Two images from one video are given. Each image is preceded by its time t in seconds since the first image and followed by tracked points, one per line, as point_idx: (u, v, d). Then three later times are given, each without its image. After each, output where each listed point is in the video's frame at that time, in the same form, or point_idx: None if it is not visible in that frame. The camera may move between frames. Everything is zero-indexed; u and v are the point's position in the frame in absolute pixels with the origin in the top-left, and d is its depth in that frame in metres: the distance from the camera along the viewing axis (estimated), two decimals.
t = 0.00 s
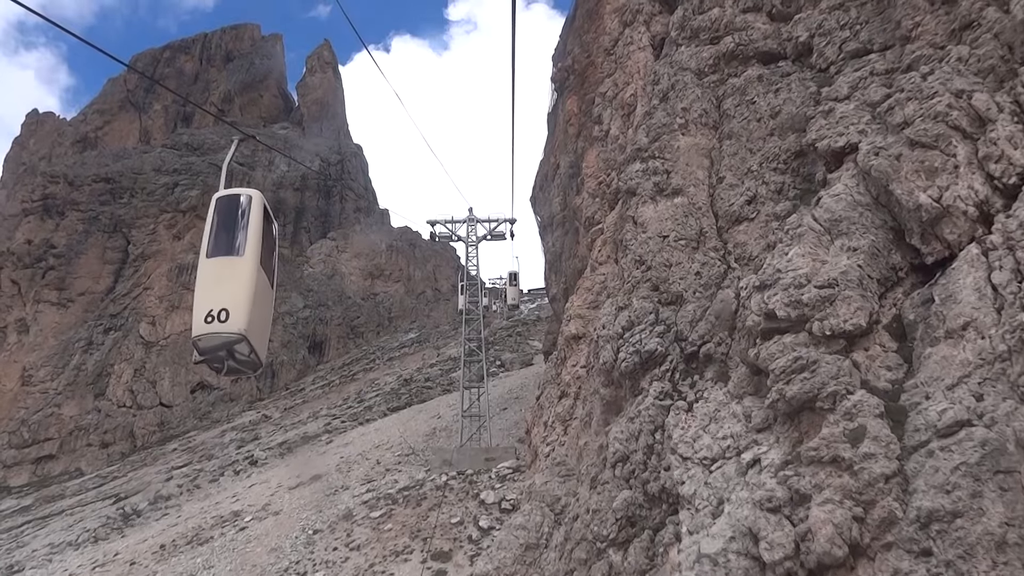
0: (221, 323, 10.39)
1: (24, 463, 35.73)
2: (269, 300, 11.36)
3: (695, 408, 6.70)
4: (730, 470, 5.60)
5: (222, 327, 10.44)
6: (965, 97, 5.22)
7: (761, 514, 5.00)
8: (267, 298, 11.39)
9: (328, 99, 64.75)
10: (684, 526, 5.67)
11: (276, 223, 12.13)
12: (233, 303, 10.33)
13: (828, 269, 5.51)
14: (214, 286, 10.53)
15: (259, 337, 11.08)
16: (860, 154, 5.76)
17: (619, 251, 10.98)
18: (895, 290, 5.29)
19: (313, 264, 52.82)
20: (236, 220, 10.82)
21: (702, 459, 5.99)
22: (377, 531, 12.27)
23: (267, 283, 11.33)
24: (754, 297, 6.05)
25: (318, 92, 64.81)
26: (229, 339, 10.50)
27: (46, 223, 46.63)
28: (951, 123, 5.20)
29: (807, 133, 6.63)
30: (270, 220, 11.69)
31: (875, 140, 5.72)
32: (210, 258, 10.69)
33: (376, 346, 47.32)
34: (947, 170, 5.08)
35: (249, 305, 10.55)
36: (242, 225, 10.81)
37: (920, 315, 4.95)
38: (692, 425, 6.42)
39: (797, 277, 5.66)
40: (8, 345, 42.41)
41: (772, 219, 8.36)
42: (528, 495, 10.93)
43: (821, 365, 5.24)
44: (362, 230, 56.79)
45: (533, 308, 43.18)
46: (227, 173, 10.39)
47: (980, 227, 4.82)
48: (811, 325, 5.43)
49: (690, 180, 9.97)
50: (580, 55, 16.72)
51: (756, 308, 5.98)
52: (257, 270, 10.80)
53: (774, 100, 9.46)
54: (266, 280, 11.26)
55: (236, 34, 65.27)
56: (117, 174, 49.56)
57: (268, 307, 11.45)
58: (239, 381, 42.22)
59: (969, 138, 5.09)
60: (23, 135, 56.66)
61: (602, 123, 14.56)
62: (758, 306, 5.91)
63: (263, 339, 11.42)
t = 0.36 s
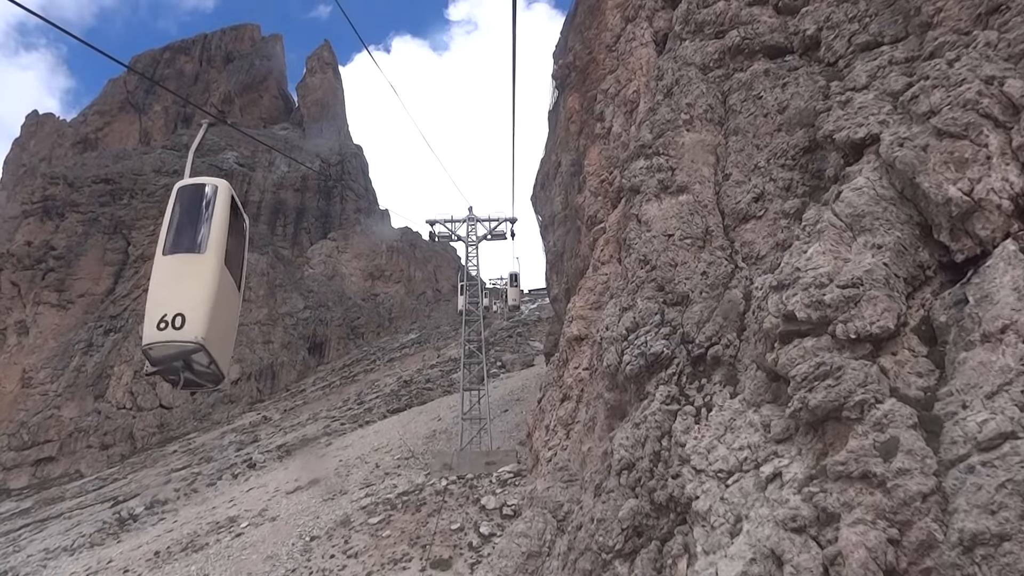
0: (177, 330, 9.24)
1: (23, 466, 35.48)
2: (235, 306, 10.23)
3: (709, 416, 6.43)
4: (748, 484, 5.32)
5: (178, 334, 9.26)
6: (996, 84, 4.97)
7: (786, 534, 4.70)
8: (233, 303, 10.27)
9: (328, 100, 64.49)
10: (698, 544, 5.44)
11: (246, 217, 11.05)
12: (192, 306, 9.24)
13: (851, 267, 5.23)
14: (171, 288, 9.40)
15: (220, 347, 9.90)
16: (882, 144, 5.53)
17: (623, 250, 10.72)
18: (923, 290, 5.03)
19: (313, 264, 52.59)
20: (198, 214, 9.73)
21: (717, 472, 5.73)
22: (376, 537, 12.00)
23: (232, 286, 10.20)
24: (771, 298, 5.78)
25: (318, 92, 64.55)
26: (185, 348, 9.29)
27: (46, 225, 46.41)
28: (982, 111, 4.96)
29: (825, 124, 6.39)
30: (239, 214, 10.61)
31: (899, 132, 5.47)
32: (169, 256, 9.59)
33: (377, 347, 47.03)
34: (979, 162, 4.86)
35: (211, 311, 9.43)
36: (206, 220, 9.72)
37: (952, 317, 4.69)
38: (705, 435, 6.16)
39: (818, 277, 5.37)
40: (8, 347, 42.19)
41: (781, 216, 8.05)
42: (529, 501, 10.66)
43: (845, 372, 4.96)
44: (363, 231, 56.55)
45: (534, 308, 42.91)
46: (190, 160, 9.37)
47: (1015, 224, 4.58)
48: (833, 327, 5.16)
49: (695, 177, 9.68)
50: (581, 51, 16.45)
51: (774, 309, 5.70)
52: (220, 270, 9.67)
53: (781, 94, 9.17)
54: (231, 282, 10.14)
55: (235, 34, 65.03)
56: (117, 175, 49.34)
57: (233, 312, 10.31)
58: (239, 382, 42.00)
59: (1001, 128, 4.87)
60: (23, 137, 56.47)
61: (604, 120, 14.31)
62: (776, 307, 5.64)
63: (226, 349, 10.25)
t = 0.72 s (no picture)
0: (119, 335, 8.61)
1: (22, 465, 35.15)
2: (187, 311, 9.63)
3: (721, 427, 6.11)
4: (766, 502, 5.02)
5: (119, 340, 8.61)
6: None
7: (812, 559, 4.36)
8: (187, 308, 9.66)
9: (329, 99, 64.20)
10: (713, 567, 5.11)
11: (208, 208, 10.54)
12: (135, 309, 8.64)
13: (877, 268, 4.94)
14: (113, 291, 8.78)
15: (170, 353, 9.27)
16: (908, 136, 5.27)
17: (626, 250, 10.45)
18: (954, 292, 4.79)
19: (313, 264, 52.33)
20: (148, 208, 9.17)
21: (731, 488, 5.41)
22: (372, 542, 11.71)
23: (186, 285, 9.64)
24: (790, 300, 5.48)
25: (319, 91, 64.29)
26: (126, 356, 8.66)
27: (46, 224, 46.14)
28: (1017, 100, 4.69)
29: (843, 115, 6.13)
30: (199, 204, 10.09)
31: (925, 124, 5.20)
32: (113, 255, 8.99)
33: (376, 347, 46.72)
34: (1015, 155, 4.58)
35: (158, 316, 8.82)
36: (156, 216, 9.15)
37: (988, 323, 4.44)
38: (719, 448, 5.83)
39: (841, 277, 5.06)
40: (8, 346, 41.92)
41: (789, 215, 7.76)
42: (528, 506, 10.38)
43: (873, 381, 4.63)
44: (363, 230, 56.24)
45: (535, 308, 42.59)
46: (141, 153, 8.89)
47: None
48: (858, 333, 4.85)
49: (701, 175, 9.39)
50: (583, 48, 16.17)
51: (792, 312, 5.40)
52: (170, 269, 9.11)
53: (789, 90, 8.83)
54: (185, 281, 9.58)
55: (236, 33, 64.75)
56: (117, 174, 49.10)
57: (186, 315, 9.71)
58: (238, 382, 41.75)
59: None
60: (23, 136, 56.26)
61: (607, 117, 14.02)
62: (796, 309, 5.34)
63: (177, 358, 9.60)
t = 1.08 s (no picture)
0: (39, 344, 6.47)
1: (20, 464, 34.76)
2: (134, 315, 7.52)
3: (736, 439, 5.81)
4: (784, 521, 4.75)
5: (36, 351, 6.45)
6: None
7: None
8: (135, 310, 7.57)
9: (328, 97, 63.91)
10: None
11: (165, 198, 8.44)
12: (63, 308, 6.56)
13: (907, 267, 4.66)
14: (35, 288, 6.68)
15: (109, 367, 7.11)
16: (936, 126, 5.05)
17: (629, 248, 10.17)
18: (988, 292, 4.51)
19: (313, 263, 52.06)
20: (87, 189, 7.16)
21: (749, 505, 5.08)
22: (368, 547, 11.45)
23: (131, 285, 7.47)
24: (811, 301, 5.21)
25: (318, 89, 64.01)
26: (47, 371, 6.51)
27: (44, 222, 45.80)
28: None
29: (863, 106, 5.93)
30: (150, 192, 7.99)
31: (956, 112, 4.93)
32: (37, 246, 6.93)
33: (376, 346, 46.48)
34: None
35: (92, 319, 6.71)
36: (97, 197, 7.13)
37: None
38: (734, 462, 5.49)
39: (868, 278, 4.79)
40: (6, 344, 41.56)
41: (798, 212, 7.46)
42: (528, 512, 10.12)
43: (906, 390, 4.32)
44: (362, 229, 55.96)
45: (535, 307, 42.36)
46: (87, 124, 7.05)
47: None
48: (887, 337, 4.57)
49: (705, 171, 9.11)
50: (584, 42, 15.90)
51: (814, 314, 5.15)
52: (113, 263, 7.05)
53: (796, 84, 8.50)
54: (129, 280, 7.42)
55: (235, 31, 64.45)
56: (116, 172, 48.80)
57: (133, 321, 7.57)
58: (237, 381, 41.52)
59: None
60: (22, 134, 55.95)
61: (608, 113, 13.73)
62: (818, 310, 5.09)
63: (120, 374, 7.46)
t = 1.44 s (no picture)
0: None
1: (18, 460, 34.45)
2: (60, 315, 5.29)
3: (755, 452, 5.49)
4: (809, 544, 4.46)
5: None
6: None
7: None
8: (60, 312, 5.33)
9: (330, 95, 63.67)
10: None
11: (102, 178, 6.41)
12: None
13: (944, 269, 4.40)
14: None
15: (15, 398, 4.81)
16: (969, 117, 4.81)
17: (633, 247, 9.90)
18: None
19: (314, 260, 51.78)
20: None
21: (768, 528, 4.79)
22: (363, 551, 11.18)
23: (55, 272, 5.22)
24: (837, 305, 4.98)
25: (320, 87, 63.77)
26: None
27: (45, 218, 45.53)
28: None
29: (887, 97, 5.70)
30: (84, 167, 5.92)
31: (991, 102, 4.71)
32: None
33: (376, 344, 46.21)
34: None
35: None
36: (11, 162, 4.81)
37: None
38: (751, 479, 5.19)
39: (901, 281, 4.55)
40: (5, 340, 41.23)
41: (808, 212, 7.18)
42: (527, 517, 9.85)
43: (945, 404, 4.05)
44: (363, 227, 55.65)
45: (536, 306, 42.08)
46: None
47: None
48: (921, 345, 4.31)
49: (712, 168, 8.83)
50: (587, 39, 15.63)
51: (839, 319, 4.91)
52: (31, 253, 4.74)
53: (806, 80, 8.19)
54: (52, 267, 5.13)
55: (237, 29, 64.21)
56: (117, 169, 48.56)
57: (57, 324, 5.30)
58: (237, 378, 41.19)
59: None
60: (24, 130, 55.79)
61: (612, 110, 13.46)
62: (844, 314, 4.88)
63: (39, 396, 5.15)
